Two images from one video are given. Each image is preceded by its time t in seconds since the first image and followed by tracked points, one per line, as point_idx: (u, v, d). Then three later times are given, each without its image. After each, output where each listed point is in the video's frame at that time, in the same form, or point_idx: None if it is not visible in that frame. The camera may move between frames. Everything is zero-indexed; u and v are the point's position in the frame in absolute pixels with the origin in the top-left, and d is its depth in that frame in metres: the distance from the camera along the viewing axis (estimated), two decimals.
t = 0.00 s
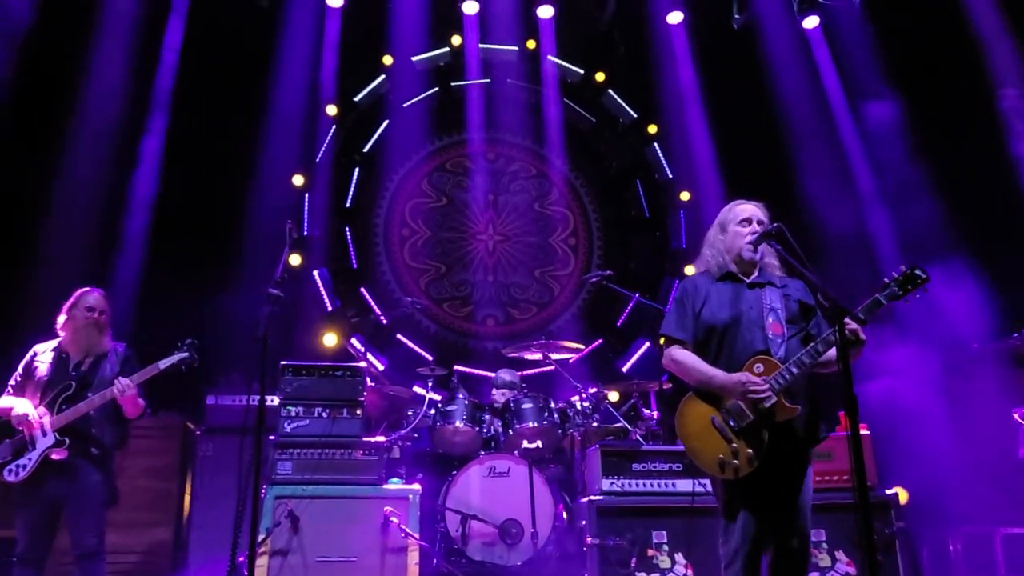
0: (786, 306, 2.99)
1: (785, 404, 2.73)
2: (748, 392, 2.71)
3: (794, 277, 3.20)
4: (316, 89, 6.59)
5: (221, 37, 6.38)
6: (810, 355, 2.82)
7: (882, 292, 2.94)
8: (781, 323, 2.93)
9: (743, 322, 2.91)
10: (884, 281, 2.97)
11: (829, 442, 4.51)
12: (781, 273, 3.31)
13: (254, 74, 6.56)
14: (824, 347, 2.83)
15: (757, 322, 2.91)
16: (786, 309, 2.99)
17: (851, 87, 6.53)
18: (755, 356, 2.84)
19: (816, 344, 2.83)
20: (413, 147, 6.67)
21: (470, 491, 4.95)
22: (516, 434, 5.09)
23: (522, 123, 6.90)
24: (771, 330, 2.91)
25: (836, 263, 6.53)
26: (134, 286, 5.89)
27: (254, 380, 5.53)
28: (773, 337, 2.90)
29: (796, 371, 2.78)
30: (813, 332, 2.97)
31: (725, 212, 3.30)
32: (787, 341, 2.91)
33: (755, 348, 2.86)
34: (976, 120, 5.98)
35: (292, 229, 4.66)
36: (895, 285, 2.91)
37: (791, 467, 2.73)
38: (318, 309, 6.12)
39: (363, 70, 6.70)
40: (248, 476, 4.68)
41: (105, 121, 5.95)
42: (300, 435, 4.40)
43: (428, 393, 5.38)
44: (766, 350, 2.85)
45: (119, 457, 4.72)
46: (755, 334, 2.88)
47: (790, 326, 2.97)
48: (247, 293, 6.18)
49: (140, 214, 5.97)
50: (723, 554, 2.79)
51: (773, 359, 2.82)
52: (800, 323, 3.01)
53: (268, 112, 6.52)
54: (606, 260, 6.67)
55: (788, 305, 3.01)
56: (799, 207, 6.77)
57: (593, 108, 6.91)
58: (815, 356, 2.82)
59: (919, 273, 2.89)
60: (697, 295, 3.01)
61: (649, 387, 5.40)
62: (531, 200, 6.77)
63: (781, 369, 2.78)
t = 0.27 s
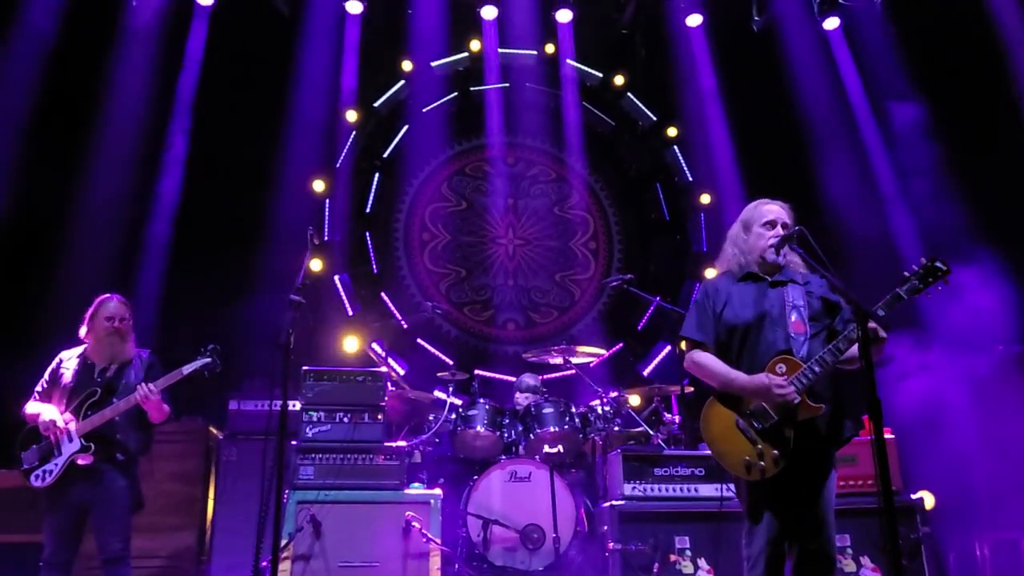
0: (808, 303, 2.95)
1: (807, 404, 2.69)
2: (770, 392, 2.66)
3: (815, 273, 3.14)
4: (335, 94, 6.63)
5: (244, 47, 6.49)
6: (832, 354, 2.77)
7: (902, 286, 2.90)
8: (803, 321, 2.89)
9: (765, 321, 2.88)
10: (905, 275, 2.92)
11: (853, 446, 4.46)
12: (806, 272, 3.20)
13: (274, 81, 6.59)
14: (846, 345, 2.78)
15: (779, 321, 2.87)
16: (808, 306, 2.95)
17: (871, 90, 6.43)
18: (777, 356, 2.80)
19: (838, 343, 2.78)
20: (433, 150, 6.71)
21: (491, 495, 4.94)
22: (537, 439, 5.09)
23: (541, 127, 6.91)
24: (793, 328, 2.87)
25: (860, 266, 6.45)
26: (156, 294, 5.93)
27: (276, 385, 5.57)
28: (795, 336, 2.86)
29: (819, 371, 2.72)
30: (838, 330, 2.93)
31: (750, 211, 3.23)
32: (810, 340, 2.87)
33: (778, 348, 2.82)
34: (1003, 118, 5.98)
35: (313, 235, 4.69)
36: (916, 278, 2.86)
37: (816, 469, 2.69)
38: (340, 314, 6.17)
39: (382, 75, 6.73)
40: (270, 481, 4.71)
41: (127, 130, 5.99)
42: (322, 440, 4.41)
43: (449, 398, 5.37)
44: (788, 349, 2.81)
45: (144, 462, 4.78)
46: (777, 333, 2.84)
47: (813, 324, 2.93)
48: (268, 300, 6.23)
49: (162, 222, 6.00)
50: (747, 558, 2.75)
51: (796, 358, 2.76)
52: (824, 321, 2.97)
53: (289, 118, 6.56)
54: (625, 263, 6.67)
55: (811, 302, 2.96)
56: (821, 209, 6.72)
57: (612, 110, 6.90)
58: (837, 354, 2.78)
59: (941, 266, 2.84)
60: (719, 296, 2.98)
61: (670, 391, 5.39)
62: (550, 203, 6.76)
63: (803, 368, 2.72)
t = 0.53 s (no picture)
0: (821, 306, 2.93)
1: (824, 407, 2.66)
2: (787, 394, 2.63)
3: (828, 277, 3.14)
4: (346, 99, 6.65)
5: (254, 53, 6.50)
6: (846, 356, 2.77)
7: (918, 289, 2.86)
8: (817, 323, 2.86)
9: (778, 325, 2.86)
10: (920, 278, 2.88)
11: (867, 448, 4.42)
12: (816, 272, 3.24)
13: (285, 87, 6.63)
14: (859, 347, 2.77)
15: (792, 324, 2.85)
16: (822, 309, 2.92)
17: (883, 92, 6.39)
18: (791, 359, 2.78)
19: (852, 346, 2.77)
20: (444, 153, 6.74)
21: (503, 499, 4.94)
22: (549, 442, 5.09)
23: (552, 130, 6.92)
24: (807, 331, 2.84)
25: (873, 266, 6.41)
26: (168, 301, 5.98)
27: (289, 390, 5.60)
28: (809, 339, 2.82)
29: (834, 373, 2.71)
30: (852, 333, 2.91)
31: (759, 214, 3.22)
32: (823, 343, 2.83)
33: (791, 351, 2.80)
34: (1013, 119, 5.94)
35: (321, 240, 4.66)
36: (931, 281, 2.83)
37: (829, 472, 2.67)
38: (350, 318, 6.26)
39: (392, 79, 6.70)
40: (283, 485, 4.72)
41: (140, 137, 6.02)
42: (335, 444, 4.43)
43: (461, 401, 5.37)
44: (802, 352, 2.79)
45: (159, 466, 4.84)
46: (790, 336, 2.83)
47: (827, 327, 2.90)
48: (279, 305, 6.23)
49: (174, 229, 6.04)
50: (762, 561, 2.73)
51: (810, 361, 2.74)
52: (838, 324, 2.94)
53: (299, 123, 6.59)
54: (637, 266, 6.69)
55: (824, 305, 2.94)
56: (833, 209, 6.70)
57: (621, 112, 6.94)
58: (851, 357, 2.77)
59: (956, 269, 2.79)
60: (731, 300, 2.95)
61: (682, 394, 5.37)
62: (561, 207, 6.77)
63: (818, 371, 2.70)
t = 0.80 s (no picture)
0: (833, 311, 2.89)
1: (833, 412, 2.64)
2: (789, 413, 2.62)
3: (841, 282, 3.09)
4: (353, 104, 6.67)
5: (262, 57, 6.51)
6: (858, 360, 2.75)
7: (929, 293, 2.86)
8: (828, 329, 2.83)
9: (788, 329, 2.84)
10: (930, 284, 2.88)
11: (879, 450, 4.38)
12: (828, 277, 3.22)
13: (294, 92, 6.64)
14: (872, 351, 2.75)
15: (802, 329, 2.83)
16: (833, 315, 2.88)
17: (895, 94, 6.30)
18: (801, 363, 2.76)
19: (863, 349, 2.75)
20: (452, 157, 6.75)
21: (513, 502, 4.94)
22: (559, 445, 5.08)
23: (560, 133, 6.92)
24: (817, 336, 2.82)
25: (879, 269, 6.48)
26: (178, 307, 6.04)
27: (299, 395, 5.62)
28: (820, 344, 2.80)
29: (845, 377, 2.70)
30: (863, 338, 2.88)
31: (766, 220, 3.18)
32: (835, 348, 2.81)
33: (801, 355, 2.78)
34: None
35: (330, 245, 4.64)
36: (943, 286, 2.83)
37: (840, 476, 2.65)
38: (361, 322, 6.31)
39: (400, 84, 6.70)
40: (293, 490, 4.73)
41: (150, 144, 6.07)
42: (344, 448, 4.42)
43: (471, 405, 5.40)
44: (812, 357, 2.77)
45: (170, 471, 4.85)
46: (800, 341, 2.81)
47: (839, 332, 2.87)
48: (290, 310, 6.30)
49: (185, 238, 6.14)
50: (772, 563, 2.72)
51: (820, 365, 2.73)
52: (851, 329, 2.89)
53: (308, 128, 6.61)
54: (646, 268, 6.69)
55: (835, 311, 2.90)
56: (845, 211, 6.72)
57: (628, 114, 6.91)
58: (862, 362, 2.74)
59: (968, 273, 2.80)
60: (741, 304, 2.93)
61: (691, 397, 5.45)
62: (569, 209, 6.76)
63: (828, 375, 2.69)
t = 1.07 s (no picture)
0: (841, 315, 2.88)
1: (840, 416, 2.65)
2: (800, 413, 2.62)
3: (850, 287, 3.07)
4: (360, 108, 6.69)
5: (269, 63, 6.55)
6: (868, 365, 2.73)
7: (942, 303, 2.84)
8: (837, 333, 2.83)
9: (797, 332, 2.83)
10: (944, 292, 2.87)
11: (888, 452, 4.35)
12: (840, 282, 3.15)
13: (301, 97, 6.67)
14: (882, 356, 2.73)
15: (812, 332, 2.82)
16: (843, 319, 2.87)
17: (902, 95, 6.25)
18: (809, 367, 2.76)
19: (874, 355, 2.74)
20: (459, 160, 6.78)
21: (522, 505, 4.94)
22: (567, 448, 5.07)
23: (567, 135, 6.92)
24: (827, 340, 2.81)
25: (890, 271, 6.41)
26: (187, 311, 6.06)
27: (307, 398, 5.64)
28: (829, 348, 2.80)
29: (854, 383, 2.69)
30: (871, 342, 2.88)
31: (772, 224, 3.17)
32: (844, 352, 2.80)
33: (810, 359, 2.77)
34: None
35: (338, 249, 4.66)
36: (955, 296, 2.81)
37: (849, 480, 2.62)
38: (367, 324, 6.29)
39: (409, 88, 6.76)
40: (302, 494, 4.74)
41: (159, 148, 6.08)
42: (353, 451, 4.43)
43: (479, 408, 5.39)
44: (822, 360, 2.76)
45: (180, 475, 4.88)
46: (810, 345, 2.80)
47: (849, 336, 2.85)
48: (298, 314, 6.33)
49: (194, 243, 6.15)
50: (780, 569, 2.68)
51: (830, 369, 2.72)
52: (861, 334, 2.87)
53: (314, 133, 6.63)
54: (654, 271, 6.69)
55: (844, 315, 2.88)
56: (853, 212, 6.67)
57: (637, 117, 6.94)
58: (872, 367, 2.73)
59: (980, 283, 2.79)
60: (750, 306, 2.93)
61: (699, 399, 5.47)
62: (578, 212, 6.76)
63: (837, 380, 2.69)
